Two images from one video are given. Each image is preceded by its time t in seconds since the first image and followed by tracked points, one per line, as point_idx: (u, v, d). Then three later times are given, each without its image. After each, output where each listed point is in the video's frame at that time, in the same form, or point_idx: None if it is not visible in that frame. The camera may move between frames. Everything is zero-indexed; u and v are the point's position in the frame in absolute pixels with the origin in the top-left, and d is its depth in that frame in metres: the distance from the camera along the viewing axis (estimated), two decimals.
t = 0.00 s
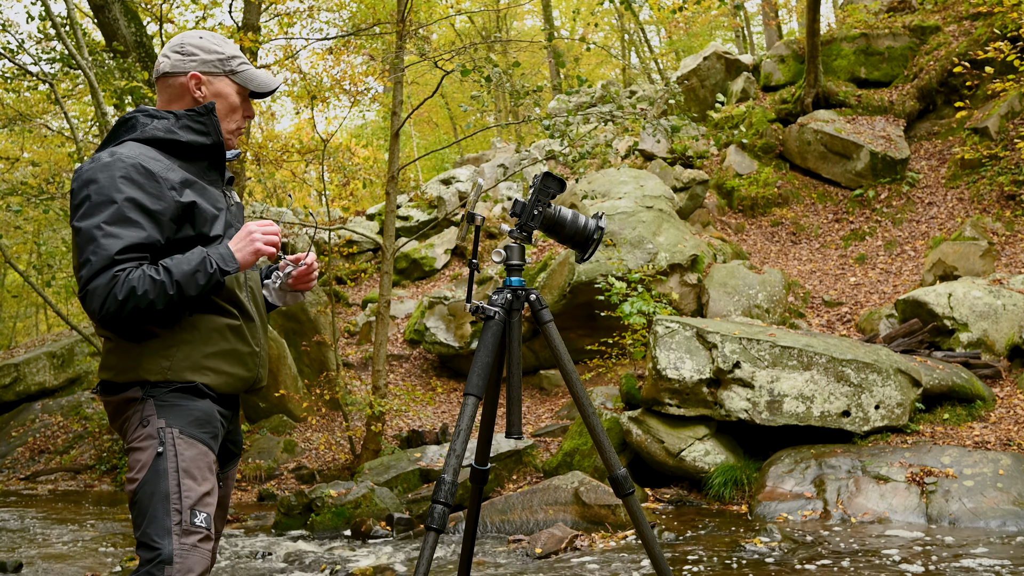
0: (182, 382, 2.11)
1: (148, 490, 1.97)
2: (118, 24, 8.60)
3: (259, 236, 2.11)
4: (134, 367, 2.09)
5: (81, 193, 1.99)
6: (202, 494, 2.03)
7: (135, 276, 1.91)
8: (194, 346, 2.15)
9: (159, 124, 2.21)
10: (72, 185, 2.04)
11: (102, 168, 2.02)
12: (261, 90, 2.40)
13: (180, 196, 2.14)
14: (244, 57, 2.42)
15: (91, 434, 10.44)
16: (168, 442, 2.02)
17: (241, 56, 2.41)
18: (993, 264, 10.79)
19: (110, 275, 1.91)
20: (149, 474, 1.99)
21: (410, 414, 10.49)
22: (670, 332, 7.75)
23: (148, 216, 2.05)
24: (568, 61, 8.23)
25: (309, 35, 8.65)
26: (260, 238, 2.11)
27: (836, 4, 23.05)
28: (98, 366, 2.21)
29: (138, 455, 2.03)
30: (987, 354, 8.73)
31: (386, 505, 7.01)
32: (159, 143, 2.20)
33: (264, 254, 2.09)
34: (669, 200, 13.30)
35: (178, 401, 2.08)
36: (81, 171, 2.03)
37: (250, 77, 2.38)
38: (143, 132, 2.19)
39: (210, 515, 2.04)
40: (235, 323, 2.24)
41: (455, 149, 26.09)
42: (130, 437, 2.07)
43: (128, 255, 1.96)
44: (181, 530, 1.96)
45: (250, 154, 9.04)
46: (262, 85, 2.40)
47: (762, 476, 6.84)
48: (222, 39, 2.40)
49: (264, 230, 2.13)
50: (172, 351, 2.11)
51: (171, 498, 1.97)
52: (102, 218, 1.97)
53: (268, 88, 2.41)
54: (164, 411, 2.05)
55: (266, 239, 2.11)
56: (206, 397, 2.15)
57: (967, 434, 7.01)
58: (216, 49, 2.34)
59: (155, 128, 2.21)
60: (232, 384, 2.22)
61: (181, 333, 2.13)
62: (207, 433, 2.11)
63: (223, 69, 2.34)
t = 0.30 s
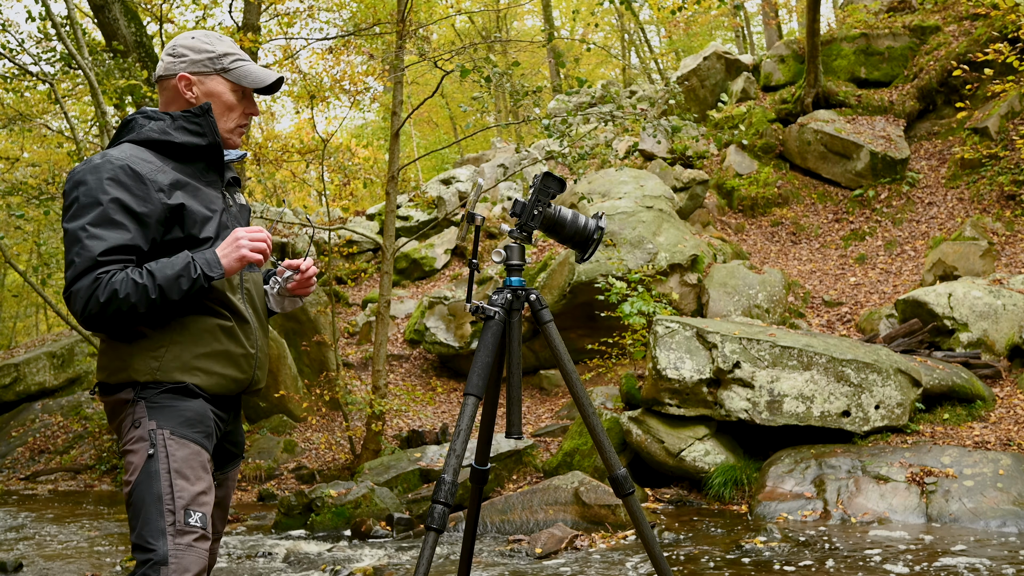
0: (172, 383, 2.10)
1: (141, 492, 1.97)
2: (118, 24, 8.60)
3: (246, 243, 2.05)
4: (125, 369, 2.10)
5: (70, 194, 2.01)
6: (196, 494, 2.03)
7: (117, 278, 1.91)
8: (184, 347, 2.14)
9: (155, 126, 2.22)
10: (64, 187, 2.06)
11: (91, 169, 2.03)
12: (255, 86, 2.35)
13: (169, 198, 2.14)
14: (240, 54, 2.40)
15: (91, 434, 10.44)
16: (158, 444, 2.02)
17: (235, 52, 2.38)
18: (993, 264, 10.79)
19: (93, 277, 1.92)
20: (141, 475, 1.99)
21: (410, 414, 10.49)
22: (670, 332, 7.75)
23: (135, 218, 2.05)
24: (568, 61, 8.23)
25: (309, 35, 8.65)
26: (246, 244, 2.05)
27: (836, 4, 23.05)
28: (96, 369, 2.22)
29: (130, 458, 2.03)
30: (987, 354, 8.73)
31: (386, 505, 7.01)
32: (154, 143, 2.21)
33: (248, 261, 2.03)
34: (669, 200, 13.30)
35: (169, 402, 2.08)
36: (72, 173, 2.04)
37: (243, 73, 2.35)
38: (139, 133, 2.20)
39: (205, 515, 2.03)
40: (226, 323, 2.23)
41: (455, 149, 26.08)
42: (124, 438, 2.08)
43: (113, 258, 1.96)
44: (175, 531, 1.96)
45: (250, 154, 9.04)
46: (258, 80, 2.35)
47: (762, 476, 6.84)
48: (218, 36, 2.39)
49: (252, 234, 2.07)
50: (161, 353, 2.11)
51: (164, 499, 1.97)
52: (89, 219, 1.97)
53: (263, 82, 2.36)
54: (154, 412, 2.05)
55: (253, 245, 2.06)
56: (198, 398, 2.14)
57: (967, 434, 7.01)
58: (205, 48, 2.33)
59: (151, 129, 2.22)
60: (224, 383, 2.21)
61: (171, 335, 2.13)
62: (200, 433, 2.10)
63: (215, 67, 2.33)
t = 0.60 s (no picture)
0: (199, 382, 2.11)
1: (172, 490, 1.98)
2: (118, 24, 8.59)
3: (268, 258, 2.12)
4: (151, 367, 2.08)
5: (90, 194, 1.97)
6: (224, 492, 2.06)
7: (144, 286, 1.91)
8: (209, 346, 2.15)
9: (162, 124, 2.20)
10: (77, 187, 2.01)
11: (111, 172, 2.00)
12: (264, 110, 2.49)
13: (184, 202, 2.13)
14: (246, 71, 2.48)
15: (91, 434, 10.44)
16: (191, 442, 2.03)
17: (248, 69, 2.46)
18: (993, 264, 10.79)
19: (118, 283, 1.90)
20: (172, 474, 1.99)
21: (410, 414, 10.49)
22: (670, 332, 7.75)
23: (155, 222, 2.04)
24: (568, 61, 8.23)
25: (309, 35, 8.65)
26: (269, 259, 2.12)
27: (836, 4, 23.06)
28: (104, 368, 2.18)
29: (158, 456, 2.03)
30: (987, 354, 8.73)
31: (386, 505, 7.01)
32: (162, 142, 2.18)
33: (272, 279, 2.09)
34: (669, 200, 13.30)
35: (197, 401, 2.09)
36: (89, 171, 2.00)
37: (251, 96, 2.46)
38: (146, 131, 2.17)
39: (233, 514, 2.07)
40: (243, 321, 2.24)
41: (455, 149, 26.07)
42: (147, 438, 2.07)
43: (137, 263, 1.95)
44: (208, 528, 1.98)
45: (250, 154, 9.03)
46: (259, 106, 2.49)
47: (762, 476, 6.84)
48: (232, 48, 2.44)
49: (273, 251, 2.14)
50: (188, 352, 2.11)
51: (198, 497, 1.99)
52: (110, 223, 1.95)
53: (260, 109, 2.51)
54: (184, 411, 2.06)
55: (274, 262, 2.13)
56: (222, 397, 2.16)
57: (967, 434, 7.01)
58: (234, 62, 2.38)
59: (158, 128, 2.19)
60: (244, 382, 2.23)
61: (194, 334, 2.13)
62: (225, 432, 2.13)
63: (238, 83, 2.39)
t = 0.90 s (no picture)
0: (211, 383, 2.12)
1: (189, 491, 1.99)
2: (118, 24, 8.59)
3: (296, 245, 2.31)
4: (161, 368, 2.05)
5: (130, 203, 1.94)
6: (238, 493, 2.09)
7: (208, 287, 1.96)
8: (221, 346, 2.15)
9: (164, 123, 2.19)
10: (111, 196, 1.94)
11: (148, 177, 1.97)
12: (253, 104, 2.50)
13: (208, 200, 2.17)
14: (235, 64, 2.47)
15: (91, 434, 10.44)
16: (206, 443, 2.04)
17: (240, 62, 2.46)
18: (993, 264, 10.79)
19: (185, 287, 1.92)
20: (188, 475, 2.00)
21: (410, 414, 10.49)
22: (670, 332, 7.75)
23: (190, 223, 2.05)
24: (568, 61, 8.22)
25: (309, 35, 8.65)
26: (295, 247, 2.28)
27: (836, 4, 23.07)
28: (105, 369, 2.12)
29: (171, 457, 2.02)
30: (987, 354, 8.73)
31: (386, 505, 7.01)
32: (167, 141, 2.18)
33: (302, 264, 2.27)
34: (669, 200, 13.30)
35: (209, 402, 2.10)
36: (122, 178, 1.96)
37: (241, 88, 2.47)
38: (149, 130, 2.15)
39: (246, 514, 2.10)
40: (251, 319, 2.25)
41: (455, 149, 26.07)
42: (157, 438, 2.06)
43: (192, 266, 1.98)
44: (226, 530, 2.01)
45: (250, 154, 9.03)
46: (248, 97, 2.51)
47: (762, 476, 6.84)
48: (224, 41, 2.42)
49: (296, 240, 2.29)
50: (202, 351, 2.10)
51: (214, 498, 2.01)
52: (159, 229, 1.94)
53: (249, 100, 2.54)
54: (197, 413, 2.06)
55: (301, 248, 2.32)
56: (231, 398, 2.17)
57: (967, 434, 7.01)
58: (228, 57, 2.37)
59: (161, 126, 2.18)
60: (252, 381, 2.24)
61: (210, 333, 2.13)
62: (236, 433, 2.14)
63: (231, 78, 2.39)
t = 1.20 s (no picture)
0: (205, 383, 2.11)
1: (183, 491, 1.99)
2: (118, 23, 8.59)
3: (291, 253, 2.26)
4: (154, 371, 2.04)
5: (121, 216, 1.93)
6: (233, 493, 2.08)
7: (201, 301, 1.96)
8: (215, 347, 2.13)
9: (157, 126, 2.19)
10: (102, 207, 1.93)
11: (140, 190, 1.96)
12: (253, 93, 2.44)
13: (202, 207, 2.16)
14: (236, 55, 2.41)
15: (91, 434, 10.44)
16: (200, 443, 2.04)
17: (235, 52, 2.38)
18: (993, 264, 10.79)
19: (177, 303, 1.91)
20: (182, 475, 2.00)
21: (410, 414, 10.49)
22: (670, 332, 7.75)
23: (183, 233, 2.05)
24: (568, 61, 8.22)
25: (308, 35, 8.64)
26: (291, 255, 2.26)
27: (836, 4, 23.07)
28: (102, 371, 2.12)
29: (165, 458, 2.03)
30: (987, 354, 8.73)
31: (386, 505, 7.01)
32: (160, 147, 2.18)
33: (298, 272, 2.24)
34: (669, 200, 13.30)
35: (203, 403, 2.09)
36: (112, 192, 1.94)
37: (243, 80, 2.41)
38: (142, 136, 2.16)
39: (241, 515, 2.09)
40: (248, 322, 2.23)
41: (455, 149, 26.07)
42: (152, 439, 2.06)
43: (185, 279, 1.97)
44: (220, 530, 2.00)
45: (251, 154, 9.03)
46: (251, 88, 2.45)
47: (762, 476, 6.84)
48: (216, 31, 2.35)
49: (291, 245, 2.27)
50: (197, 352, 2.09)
51: (209, 498, 2.01)
52: (150, 242, 1.93)
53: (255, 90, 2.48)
54: (191, 412, 2.06)
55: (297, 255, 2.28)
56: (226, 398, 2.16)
57: (967, 434, 7.00)
58: (219, 50, 2.30)
59: (153, 131, 2.18)
60: (249, 381, 2.23)
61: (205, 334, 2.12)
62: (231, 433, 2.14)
63: (223, 71, 2.33)
